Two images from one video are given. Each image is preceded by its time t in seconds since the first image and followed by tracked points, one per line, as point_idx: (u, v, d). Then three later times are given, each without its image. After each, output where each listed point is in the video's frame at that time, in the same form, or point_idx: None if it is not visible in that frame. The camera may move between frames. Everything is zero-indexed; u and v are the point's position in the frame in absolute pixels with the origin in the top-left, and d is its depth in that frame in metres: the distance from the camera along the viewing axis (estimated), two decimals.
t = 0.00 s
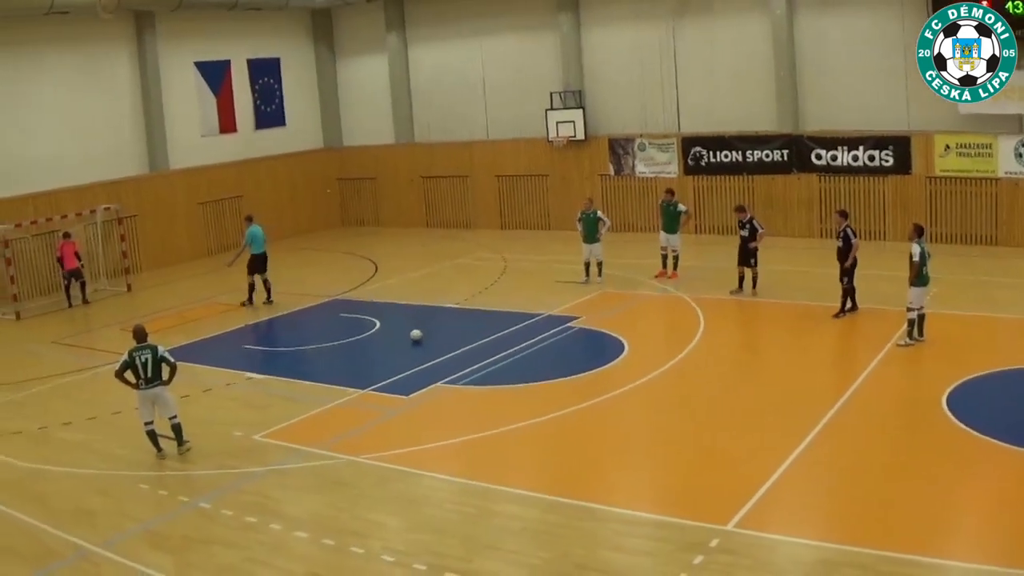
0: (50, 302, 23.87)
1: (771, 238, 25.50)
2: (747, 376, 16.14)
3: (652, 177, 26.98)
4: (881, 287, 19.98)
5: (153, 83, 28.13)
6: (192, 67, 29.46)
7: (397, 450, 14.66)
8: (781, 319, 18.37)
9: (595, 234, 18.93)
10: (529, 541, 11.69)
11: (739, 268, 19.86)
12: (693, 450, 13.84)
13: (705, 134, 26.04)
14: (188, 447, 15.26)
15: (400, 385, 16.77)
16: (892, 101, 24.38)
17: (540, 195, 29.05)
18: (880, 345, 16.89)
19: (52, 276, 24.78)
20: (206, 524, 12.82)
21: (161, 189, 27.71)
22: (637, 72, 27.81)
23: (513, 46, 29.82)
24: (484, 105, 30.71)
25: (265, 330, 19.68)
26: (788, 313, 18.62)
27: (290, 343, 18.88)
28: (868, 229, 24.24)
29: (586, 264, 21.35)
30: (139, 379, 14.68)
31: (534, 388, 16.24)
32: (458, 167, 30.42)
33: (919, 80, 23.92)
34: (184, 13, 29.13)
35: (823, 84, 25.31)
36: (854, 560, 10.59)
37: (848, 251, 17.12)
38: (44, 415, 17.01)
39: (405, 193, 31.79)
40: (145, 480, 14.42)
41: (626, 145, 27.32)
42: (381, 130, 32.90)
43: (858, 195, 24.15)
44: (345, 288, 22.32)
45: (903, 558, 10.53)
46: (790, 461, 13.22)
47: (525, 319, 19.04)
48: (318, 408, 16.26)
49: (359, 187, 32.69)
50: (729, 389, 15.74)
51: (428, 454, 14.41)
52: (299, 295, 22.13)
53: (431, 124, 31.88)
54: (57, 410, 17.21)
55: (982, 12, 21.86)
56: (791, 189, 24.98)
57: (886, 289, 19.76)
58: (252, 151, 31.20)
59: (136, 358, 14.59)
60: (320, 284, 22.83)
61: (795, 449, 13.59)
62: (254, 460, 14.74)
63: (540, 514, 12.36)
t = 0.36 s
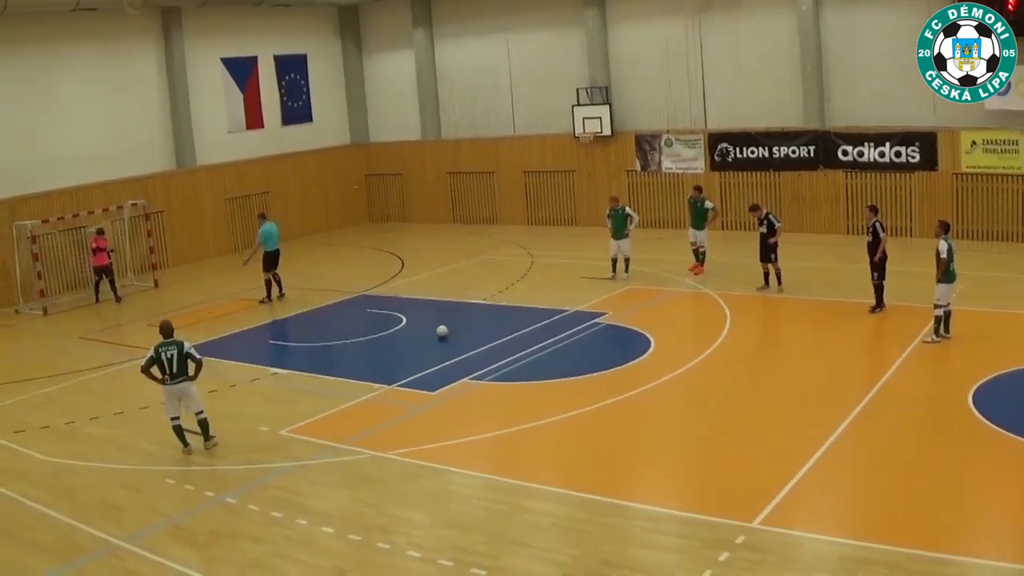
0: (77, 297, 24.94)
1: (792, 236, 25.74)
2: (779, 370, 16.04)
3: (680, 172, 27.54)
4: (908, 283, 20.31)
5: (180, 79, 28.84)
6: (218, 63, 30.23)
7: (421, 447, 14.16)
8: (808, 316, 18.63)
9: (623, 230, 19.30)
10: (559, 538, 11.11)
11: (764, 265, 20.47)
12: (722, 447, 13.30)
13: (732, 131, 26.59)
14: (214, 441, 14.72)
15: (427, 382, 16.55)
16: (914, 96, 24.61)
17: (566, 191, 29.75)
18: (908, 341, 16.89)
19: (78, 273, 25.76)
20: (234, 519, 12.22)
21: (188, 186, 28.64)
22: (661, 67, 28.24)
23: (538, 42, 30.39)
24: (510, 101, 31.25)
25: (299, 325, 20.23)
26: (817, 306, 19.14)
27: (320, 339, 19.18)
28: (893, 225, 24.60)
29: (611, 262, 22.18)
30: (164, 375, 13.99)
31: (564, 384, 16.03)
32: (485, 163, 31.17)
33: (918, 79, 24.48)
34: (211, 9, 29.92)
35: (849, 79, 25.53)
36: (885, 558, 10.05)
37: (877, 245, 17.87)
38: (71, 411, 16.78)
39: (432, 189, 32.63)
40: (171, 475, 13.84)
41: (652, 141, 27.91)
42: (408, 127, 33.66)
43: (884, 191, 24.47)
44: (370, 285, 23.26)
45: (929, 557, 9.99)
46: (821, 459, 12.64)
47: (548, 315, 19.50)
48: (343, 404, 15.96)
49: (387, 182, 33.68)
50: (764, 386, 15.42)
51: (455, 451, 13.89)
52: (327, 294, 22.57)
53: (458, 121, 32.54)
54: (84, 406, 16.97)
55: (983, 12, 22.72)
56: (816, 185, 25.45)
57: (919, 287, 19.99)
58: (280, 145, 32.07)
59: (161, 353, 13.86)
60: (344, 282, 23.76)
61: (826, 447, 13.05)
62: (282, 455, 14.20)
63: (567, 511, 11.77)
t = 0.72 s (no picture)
0: (95, 299, 25.01)
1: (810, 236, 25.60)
2: (802, 368, 15.89)
3: (699, 171, 27.53)
4: (929, 282, 20.19)
5: (198, 79, 28.98)
6: (237, 63, 30.41)
7: (441, 446, 13.87)
8: (829, 315, 18.52)
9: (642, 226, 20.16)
10: (578, 537, 10.86)
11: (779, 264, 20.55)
12: (742, 445, 13.05)
13: (750, 130, 26.59)
14: (233, 442, 14.43)
15: (445, 382, 16.43)
16: (921, 96, 24.75)
17: (585, 190, 29.73)
18: (928, 341, 16.74)
19: (97, 274, 25.82)
20: (253, 520, 11.93)
21: (205, 187, 28.65)
22: (680, 66, 28.24)
23: (556, 41, 30.40)
24: (529, 100, 31.26)
25: (318, 324, 20.35)
26: (836, 305, 19.10)
27: (341, 339, 19.22)
28: (912, 224, 24.53)
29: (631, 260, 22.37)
30: (183, 375, 13.68)
31: (585, 383, 15.90)
32: (504, 162, 31.16)
33: (918, 79, 24.76)
34: (230, 10, 30.09)
35: (866, 76, 25.52)
36: (904, 557, 9.84)
37: (898, 242, 17.84)
38: (89, 412, 16.65)
39: (449, 190, 32.63)
40: (190, 476, 13.55)
41: (671, 141, 27.89)
42: (426, 127, 33.71)
43: (903, 189, 24.43)
44: (390, 284, 23.34)
45: (948, 555, 9.80)
46: (838, 457, 12.40)
47: (568, 314, 19.59)
48: (361, 404, 15.81)
49: (405, 182, 33.67)
50: (789, 385, 15.19)
51: (475, 450, 13.62)
52: (345, 295, 22.61)
53: (477, 120, 32.58)
54: (102, 408, 16.80)
55: (981, 13, 22.96)
56: (834, 185, 25.45)
57: (940, 286, 19.84)
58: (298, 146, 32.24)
59: (179, 353, 13.53)
60: (363, 282, 23.88)
61: (844, 444, 12.81)
62: (304, 455, 13.92)
63: (585, 510, 11.53)
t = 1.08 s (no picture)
0: (112, 295, 25.13)
1: (826, 233, 25.52)
2: (820, 365, 15.84)
3: (715, 168, 27.45)
4: (946, 279, 20.09)
5: (214, 76, 29.06)
6: (254, 60, 30.47)
7: (458, 443, 13.88)
8: (845, 312, 18.45)
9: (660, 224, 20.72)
10: (593, 534, 10.85)
11: (789, 261, 20.55)
12: (760, 441, 13.01)
13: (766, 126, 26.49)
14: (250, 438, 14.48)
15: (461, 378, 16.44)
16: (921, 96, 24.85)
17: (601, 186, 29.71)
18: (944, 338, 16.64)
19: (114, 269, 25.91)
20: (269, 515, 11.95)
21: (222, 184, 28.75)
22: (697, 63, 28.17)
23: (573, 37, 30.33)
24: (546, 97, 31.23)
25: (335, 320, 20.40)
26: (853, 302, 19.04)
27: (358, 335, 19.26)
28: (930, 221, 24.38)
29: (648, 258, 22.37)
30: (200, 370, 13.72)
31: (601, 380, 15.87)
32: (521, 159, 31.16)
33: (918, 80, 24.87)
34: (247, 7, 30.15)
35: (882, 71, 25.39)
36: (920, 555, 9.79)
37: (916, 242, 17.74)
38: (106, 408, 16.72)
39: (466, 187, 32.65)
40: (207, 471, 13.60)
41: (687, 137, 27.82)
42: (444, 123, 33.72)
43: (920, 186, 24.29)
44: (407, 280, 23.37)
45: (964, 553, 9.73)
46: (854, 455, 12.34)
47: (585, 311, 19.58)
48: (377, 400, 15.82)
49: (422, 179, 33.71)
50: (806, 381, 15.15)
51: (492, 446, 13.62)
52: (362, 291, 22.67)
53: (494, 117, 32.59)
54: (119, 404, 16.87)
55: (983, 11, 23.39)
56: (851, 181, 25.33)
57: (958, 283, 19.74)
58: (315, 142, 32.30)
59: (196, 349, 13.56)
60: (380, 278, 23.92)
61: (861, 441, 12.77)
62: (320, 451, 13.95)
63: (601, 506, 11.52)
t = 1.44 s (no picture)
0: (133, 295, 25.24)
1: (850, 234, 25.36)
2: (844, 366, 15.72)
3: (737, 169, 27.36)
4: (971, 280, 19.92)
5: (237, 76, 29.16)
6: (275, 60, 30.55)
7: (480, 443, 13.85)
8: (869, 313, 18.34)
9: (684, 226, 20.89)
10: (615, 535, 10.80)
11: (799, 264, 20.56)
12: (783, 443, 12.92)
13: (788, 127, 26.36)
14: (272, 438, 14.49)
15: (483, 379, 16.41)
16: (922, 96, 25.02)
17: (624, 187, 29.64)
18: (966, 339, 16.49)
19: (136, 269, 26.04)
20: (291, 515, 11.95)
21: (244, 184, 28.85)
22: (720, 63, 28.06)
23: (595, 37, 30.26)
24: (568, 97, 31.18)
25: (358, 320, 20.43)
26: (877, 303, 18.91)
27: (379, 335, 19.28)
28: (953, 222, 24.18)
29: (670, 258, 22.31)
30: (222, 371, 13.72)
31: (623, 381, 15.81)
32: (543, 159, 31.14)
33: (918, 79, 25.02)
34: (269, 7, 30.25)
35: (905, 71, 25.19)
36: (943, 557, 9.68)
37: (939, 242, 17.60)
38: (129, 407, 16.78)
39: (488, 187, 32.65)
40: (229, 471, 13.62)
41: (710, 138, 27.73)
42: (465, 123, 33.73)
43: (943, 187, 24.11)
44: (430, 281, 23.38)
45: (988, 555, 9.62)
46: (878, 456, 12.23)
47: (607, 312, 19.52)
48: (399, 400, 15.82)
49: (445, 179, 33.73)
50: (830, 382, 15.05)
51: (515, 447, 13.59)
52: (383, 291, 22.71)
53: (516, 117, 32.58)
54: (141, 404, 16.92)
55: (984, 11, 23.71)
56: (874, 182, 25.17)
57: (984, 284, 19.56)
58: (337, 143, 32.36)
59: (218, 349, 13.55)
60: (402, 278, 23.94)
61: (885, 442, 12.67)
62: (342, 451, 13.95)
63: (623, 507, 11.46)
